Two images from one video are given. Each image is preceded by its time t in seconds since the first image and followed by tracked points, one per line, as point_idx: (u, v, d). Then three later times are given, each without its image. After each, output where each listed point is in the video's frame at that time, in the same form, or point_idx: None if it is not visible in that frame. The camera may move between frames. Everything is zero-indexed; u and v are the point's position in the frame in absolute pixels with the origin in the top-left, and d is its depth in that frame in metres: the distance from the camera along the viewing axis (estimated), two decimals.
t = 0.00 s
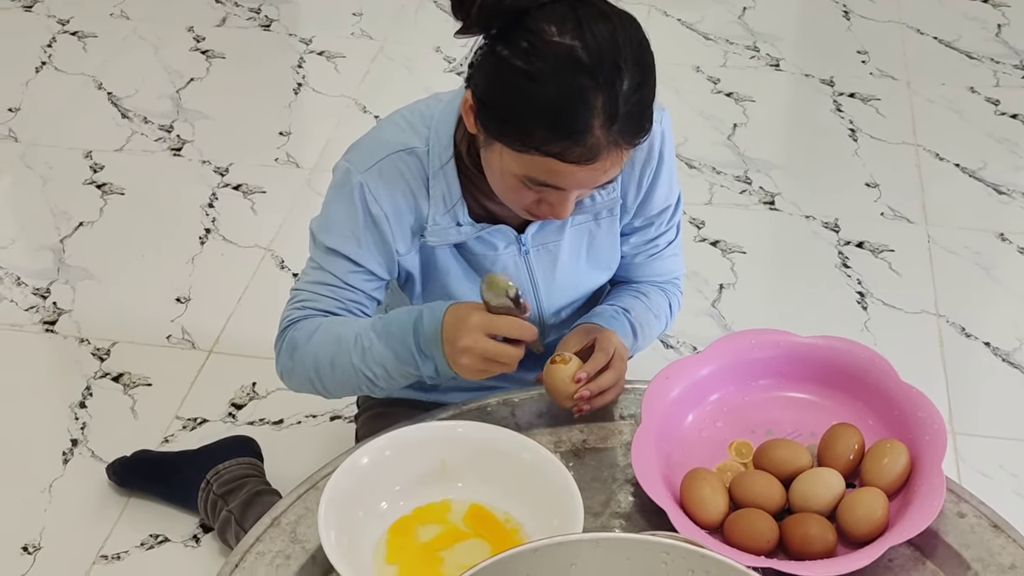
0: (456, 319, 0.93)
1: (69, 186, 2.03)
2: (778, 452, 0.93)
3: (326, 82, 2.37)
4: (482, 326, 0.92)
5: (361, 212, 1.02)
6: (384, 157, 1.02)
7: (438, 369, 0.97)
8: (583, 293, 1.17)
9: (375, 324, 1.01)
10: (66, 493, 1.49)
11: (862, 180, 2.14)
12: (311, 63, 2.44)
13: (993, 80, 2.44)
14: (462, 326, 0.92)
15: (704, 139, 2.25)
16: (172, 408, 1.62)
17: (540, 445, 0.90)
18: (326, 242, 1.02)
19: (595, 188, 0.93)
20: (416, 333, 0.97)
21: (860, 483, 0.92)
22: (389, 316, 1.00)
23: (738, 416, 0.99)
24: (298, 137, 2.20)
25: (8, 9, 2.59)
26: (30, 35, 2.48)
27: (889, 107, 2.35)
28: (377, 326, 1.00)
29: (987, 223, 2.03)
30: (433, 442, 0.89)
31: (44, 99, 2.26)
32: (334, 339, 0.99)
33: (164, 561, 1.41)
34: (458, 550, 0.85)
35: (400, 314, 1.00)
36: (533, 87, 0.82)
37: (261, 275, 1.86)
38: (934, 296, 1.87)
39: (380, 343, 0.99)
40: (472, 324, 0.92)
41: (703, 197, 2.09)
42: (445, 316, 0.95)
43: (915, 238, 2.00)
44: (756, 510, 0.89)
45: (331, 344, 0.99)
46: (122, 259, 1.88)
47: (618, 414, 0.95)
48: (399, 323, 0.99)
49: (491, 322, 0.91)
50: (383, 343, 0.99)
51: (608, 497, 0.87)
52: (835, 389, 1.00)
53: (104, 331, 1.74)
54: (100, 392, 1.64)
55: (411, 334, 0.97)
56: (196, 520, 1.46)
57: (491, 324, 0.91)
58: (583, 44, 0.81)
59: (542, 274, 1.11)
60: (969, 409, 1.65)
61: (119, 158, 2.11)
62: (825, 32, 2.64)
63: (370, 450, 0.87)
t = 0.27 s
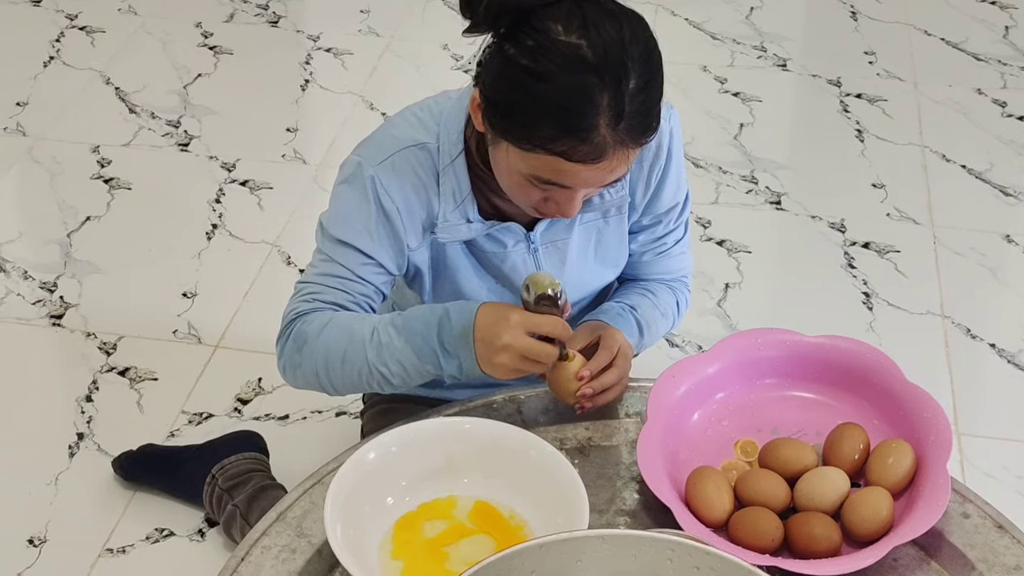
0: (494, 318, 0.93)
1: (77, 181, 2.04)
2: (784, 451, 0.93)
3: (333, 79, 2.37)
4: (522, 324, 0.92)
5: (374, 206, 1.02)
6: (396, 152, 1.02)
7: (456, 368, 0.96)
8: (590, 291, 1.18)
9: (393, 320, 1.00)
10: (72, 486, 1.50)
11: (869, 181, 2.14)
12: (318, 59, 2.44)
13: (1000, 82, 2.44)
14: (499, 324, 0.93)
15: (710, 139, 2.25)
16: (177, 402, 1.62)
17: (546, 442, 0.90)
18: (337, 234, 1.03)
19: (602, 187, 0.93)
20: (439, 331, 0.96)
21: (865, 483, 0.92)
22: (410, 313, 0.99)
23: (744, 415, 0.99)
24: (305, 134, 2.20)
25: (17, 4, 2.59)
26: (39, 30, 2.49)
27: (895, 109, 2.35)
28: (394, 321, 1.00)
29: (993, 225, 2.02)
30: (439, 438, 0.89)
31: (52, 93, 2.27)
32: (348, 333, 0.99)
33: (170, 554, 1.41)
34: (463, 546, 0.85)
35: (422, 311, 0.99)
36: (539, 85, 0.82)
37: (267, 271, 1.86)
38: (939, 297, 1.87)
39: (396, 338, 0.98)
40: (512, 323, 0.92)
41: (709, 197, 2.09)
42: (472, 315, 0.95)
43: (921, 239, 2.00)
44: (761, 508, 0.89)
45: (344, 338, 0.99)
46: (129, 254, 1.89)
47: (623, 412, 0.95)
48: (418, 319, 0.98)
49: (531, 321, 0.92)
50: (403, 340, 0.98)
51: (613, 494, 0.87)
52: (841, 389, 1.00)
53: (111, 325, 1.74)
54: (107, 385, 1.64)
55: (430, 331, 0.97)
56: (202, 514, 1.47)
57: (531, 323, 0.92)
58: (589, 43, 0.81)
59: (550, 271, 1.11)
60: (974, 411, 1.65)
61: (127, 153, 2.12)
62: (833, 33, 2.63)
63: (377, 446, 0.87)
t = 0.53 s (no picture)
0: (507, 333, 0.94)
1: (79, 177, 2.04)
2: (784, 449, 0.93)
3: (335, 76, 2.37)
4: (532, 341, 0.93)
5: (377, 202, 1.02)
6: (400, 149, 1.02)
7: (460, 374, 0.98)
8: (591, 289, 1.18)
9: (399, 323, 1.01)
10: (73, 481, 1.50)
11: (870, 181, 2.14)
12: (320, 57, 2.44)
13: (1003, 83, 2.44)
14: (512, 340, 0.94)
15: (712, 138, 2.25)
16: (178, 398, 1.63)
17: (546, 439, 0.90)
18: (339, 230, 1.03)
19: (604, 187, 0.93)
20: (445, 337, 0.98)
21: (864, 482, 0.92)
22: (416, 317, 1.01)
23: (744, 413, 0.99)
24: (307, 131, 2.20)
25: None
26: (42, 26, 2.49)
27: (897, 109, 2.35)
28: (400, 324, 1.01)
29: (995, 225, 2.02)
30: (439, 434, 0.89)
31: (55, 89, 2.27)
32: (353, 331, 1.00)
33: (170, 550, 1.41)
34: (462, 543, 0.86)
35: (428, 315, 1.00)
36: (541, 86, 0.83)
37: (268, 268, 1.87)
38: (940, 297, 1.87)
39: (402, 341, 1.00)
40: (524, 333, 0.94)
41: (710, 196, 2.09)
42: (481, 324, 0.97)
43: (922, 239, 2.00)
44: (760, 506, 0.89)
45: (348, 337, 1.00)
46: (131, 250, 1.89)
47: (623, 409, 0.96)
48: (425, 324, 1.00)
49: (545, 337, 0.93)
50: (409, 343, 1.00)
51: (612, 492, 0.88)
52: (841, 388, 1.00)
53: (112, 321, 1.75)
54: (107, 381, 1.65)
55: (437, 336, 0.98)
56: (201, 510, 1.47)
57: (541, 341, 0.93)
58: (591, 44, 0.81)
59: (552, 270, 1.11)
60: (974, 411, 1.65)
61: (129, 149, 2.12)
62: (835, 33, 2.63)
63: (377, 442, 0.87)
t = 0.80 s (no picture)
0: (493, 356, 0.93)
1: (78, 175, 2.04)
2: (783, 448, 0.93)
3: (334, 75, 2.37)
4: (515, 369, 0.92)
5: (374, 204, 1.02)
6: (397, 150, 1.02)
7: (454, 388, 0.97)
8: (591, 289, 1.18)
9: (392, 334, 1.00)
10: (71, 479, 1.50)
11: (870, 180, 2.14)
12: (320, 55, 2.44)
13: (1003, 82, 2.44)
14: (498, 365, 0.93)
15: (712, 137, 2.25)
16: (176, 397, 1.63)
17: (544, 438, 0.90)
18: (337, 232, 1.02)
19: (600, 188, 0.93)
20: (438, 353, 0.97)
21: (862, 481, 0.92)
22: (410, 329, 1.00)
23: (743, 412, 0.99)
24: (306, 130, 2.20)
25: None
26: (41, 25, 2.49)
27: (897, 108, 2.35)
28: (394, 336, 1.00)
29: (994, 224, 2.02)
30: (438, 433, 0.89)
31: (54, 88, 2.27)
32: (348, 341, 0.99)
33: (168, 549, 1.41)
34: (460, 542, 0.85)
35: (422, 329, 0.99)
36: (535, 86, 0.82)
37: (267, 266, 1.86)
38: (940, 296, 1.87)
39: (395, 354, 0.99)
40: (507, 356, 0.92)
41: (710, 195, 2.09)
42: (471, 345, 0.95)
43: (921, 238, 1.99)
44: (759, 506, 0.89)
45: (343, 345, 0.99)
46: (130, 248, 1.89)
47: (622, 409, 0.95)
48: (418, 338, 0.98)
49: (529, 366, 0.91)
50: (402, 356, 0.99)
51: (611, 491, 0.87)
52: (840, 387, 1.00)
53: (111, 320, 1.74)
54: (106, 380, 1.64)
55: (430, 352, 0.97)
56: (200, 508, 1.47)
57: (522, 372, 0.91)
58: (585, 44, 0.81)
59: (551, 269, 1.11)
60: (973, 410, 1.65)
61: (128, 147, 2.12)
62: (835, 32, 2.63)
63: (375, 441, 0.87)
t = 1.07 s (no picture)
0: (476, 369, 0.93)
1: (78, 175, 2.04)
2: (783, 449, 0.93)
3: (335, 75, 2.37)
4: (496, 384, 0.92)
5: (373, 207, 1.02)
6: (396, 153, 1.02)
7: (449, 396, 0.98)
8: (591, 290, 1.17)
9: (389, 342, 1.01)
10: (72, 480, 1.50)
11: (870, 180, 2.13)
12: (320, 55, 2.44)
13: (1003, 82, 2.44)
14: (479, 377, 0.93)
15: (712, 137, 2.25)
16: (177, 397, 1.63)
17: (545, 439, 0.90)
18: (336, 236, 1.02)
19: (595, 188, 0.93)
20: (431, 363, 0.98)
21: (863, 481, 0.92)
22: (404, 337, 1.00)
23: (743, 413, 0.99)
24: (306, 130, 2.20)
25: None
26: (42, 25, 2.49)
27: (898, 107, 2.34)
28: (390, 344, 1.00)
29: (995, 224, 2.02)
30: (438, 434, 0.89)
31: (54, 88, 2.27)
32: (346, 348, 0.99)
33: (169, 549, 1.41)
34: (461, 543, 0.85)
35: (416, 337, 1.00)
36: (525, 87, 0.82)
37: (268, 266, 1.86)
38: (940, 296, 1.87)
39: (391, 362, 0.99)
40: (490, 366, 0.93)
41: (711, 195, 2.09)
42: (463, 358, 0.95)
43: (922, 238, 1.99)
44: (760, 506, 0.89)
45: (341, 351, 0.99)
46: (130, 248, 1.89)
47: (622, 409, 0.96)
48: (414, 348, 0.99)
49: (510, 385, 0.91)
50: (397, 365, 0.99)
51: (611, 492, 0.87)
52: (841, 388, 1.00)
53: (111, 320, 1.74)
54: (106, 380, 1.64)
55: (425, 362, 0.98)
56: (201, 509, 1.47)
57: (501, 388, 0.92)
58: (575, 44, 0.81)
59: (551, 270, 1.11)
60: (974, 410, 1.65)
61: (128, 148, 2.12)
62: (835, 31, 2.63)
63: (375, 442, 0.87)
